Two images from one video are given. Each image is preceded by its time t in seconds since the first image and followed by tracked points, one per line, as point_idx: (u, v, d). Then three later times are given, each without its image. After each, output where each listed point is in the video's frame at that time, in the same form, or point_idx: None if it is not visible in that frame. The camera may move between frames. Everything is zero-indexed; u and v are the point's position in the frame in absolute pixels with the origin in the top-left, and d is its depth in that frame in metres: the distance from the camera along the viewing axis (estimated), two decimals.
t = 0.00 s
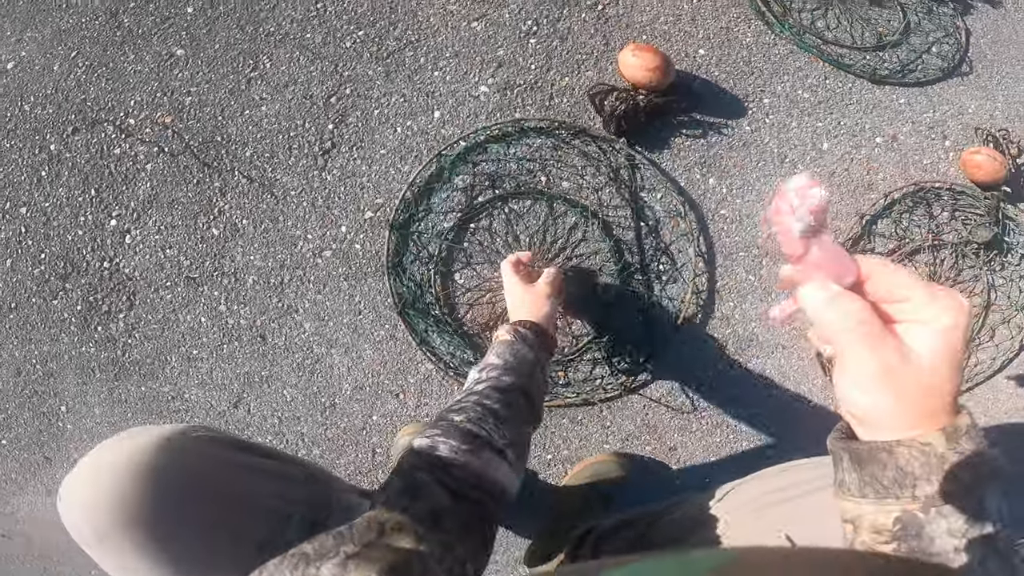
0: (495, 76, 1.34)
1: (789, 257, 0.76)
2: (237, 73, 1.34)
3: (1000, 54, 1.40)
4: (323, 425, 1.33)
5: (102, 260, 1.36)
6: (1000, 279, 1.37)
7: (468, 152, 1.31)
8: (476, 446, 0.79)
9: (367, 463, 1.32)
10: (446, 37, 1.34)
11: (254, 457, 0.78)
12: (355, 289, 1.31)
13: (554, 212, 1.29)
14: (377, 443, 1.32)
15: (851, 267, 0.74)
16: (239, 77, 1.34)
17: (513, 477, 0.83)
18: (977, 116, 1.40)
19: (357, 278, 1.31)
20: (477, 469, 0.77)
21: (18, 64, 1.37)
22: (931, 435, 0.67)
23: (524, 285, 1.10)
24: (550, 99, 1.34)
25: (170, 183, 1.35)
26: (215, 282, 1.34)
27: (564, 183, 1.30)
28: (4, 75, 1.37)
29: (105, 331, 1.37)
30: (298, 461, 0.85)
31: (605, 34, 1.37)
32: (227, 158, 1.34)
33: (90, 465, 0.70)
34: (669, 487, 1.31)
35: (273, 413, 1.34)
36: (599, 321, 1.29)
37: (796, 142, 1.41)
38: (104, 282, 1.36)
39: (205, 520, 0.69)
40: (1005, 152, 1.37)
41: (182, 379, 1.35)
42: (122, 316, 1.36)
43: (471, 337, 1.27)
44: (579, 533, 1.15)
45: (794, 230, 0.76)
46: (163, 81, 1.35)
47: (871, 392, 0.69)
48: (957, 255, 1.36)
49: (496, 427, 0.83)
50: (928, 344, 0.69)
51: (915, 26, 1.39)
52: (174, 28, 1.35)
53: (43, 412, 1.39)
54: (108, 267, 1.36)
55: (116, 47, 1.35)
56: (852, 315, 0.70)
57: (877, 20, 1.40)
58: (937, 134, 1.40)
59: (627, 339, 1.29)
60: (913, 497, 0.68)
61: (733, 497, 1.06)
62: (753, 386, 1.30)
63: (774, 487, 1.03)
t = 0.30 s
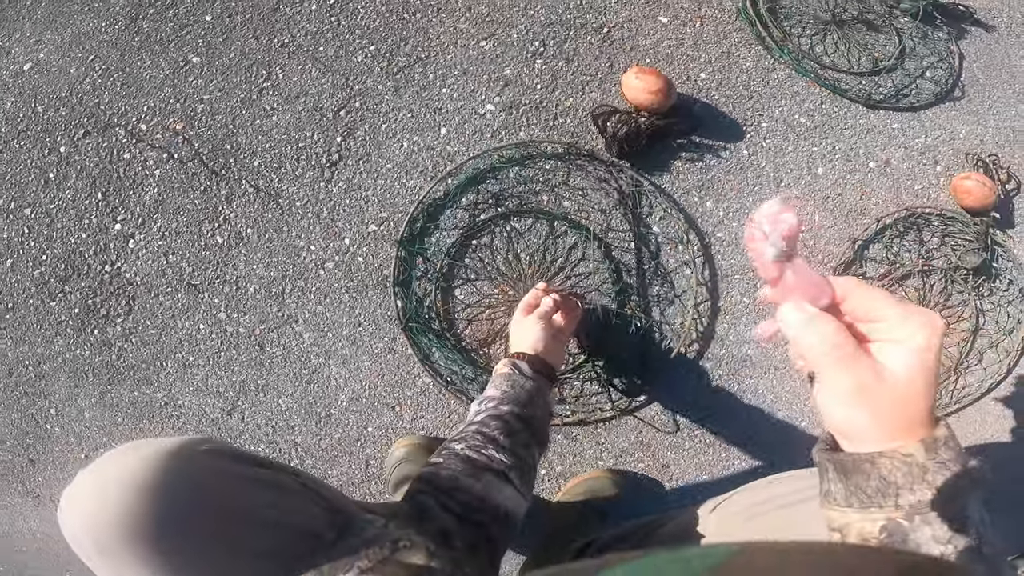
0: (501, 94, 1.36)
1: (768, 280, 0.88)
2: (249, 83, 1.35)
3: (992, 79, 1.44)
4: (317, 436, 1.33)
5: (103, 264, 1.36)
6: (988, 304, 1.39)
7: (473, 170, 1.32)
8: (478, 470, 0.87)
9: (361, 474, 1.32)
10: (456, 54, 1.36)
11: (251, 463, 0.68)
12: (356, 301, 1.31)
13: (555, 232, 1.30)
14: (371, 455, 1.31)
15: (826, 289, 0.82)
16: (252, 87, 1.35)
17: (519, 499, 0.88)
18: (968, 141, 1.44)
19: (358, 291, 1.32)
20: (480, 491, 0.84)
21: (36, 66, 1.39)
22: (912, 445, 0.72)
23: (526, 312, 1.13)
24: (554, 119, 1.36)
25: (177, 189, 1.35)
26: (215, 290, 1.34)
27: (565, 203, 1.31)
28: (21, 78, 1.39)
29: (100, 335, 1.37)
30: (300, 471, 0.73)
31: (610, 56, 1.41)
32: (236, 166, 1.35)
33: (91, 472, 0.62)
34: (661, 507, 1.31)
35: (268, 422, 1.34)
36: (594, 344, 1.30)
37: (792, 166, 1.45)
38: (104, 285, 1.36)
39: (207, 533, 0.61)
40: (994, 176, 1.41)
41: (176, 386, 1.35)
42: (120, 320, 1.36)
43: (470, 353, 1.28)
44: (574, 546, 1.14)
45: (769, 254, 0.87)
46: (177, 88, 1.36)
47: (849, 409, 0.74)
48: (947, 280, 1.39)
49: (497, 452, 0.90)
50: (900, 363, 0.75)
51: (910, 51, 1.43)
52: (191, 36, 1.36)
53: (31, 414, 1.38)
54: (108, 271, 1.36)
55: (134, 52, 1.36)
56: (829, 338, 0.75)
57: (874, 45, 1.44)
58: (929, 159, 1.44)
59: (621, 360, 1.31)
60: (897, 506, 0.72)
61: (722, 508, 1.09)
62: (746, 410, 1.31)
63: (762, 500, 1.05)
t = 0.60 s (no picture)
0: (508, 105, 1.37)
1: (772, 289, 0.88)
2: (259, 83, 1.36)
3: (990, 102, 1.48)
4: (307, 439, 1.33)
5: (100, 258, 1.37)
6: (976, 327, 1.42)
7: (477, 182, 1.33)
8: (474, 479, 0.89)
9: (349, 479, 1.32)
10: (465, 64, 1.37)
11: (246, 467, 0.72)
12: (354, 305, 1.33)
13: (555, 244, 1.31)
14: (361, 460, 1.32)
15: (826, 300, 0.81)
16: (262, 87, 1.36)
17: (517, 510, 0.91)
18: (963, 165, 1.47)
19: (357, 295, 1.33)
20: (480, 501, 0.86)
21: (48, 58, 1.39)
22: (901, 454, 0.73)
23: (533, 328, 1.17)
24: (559, 132, 1.38)
25: (180, 187, 1.36)
26: (212, 289, 1.35)
27: (566, 216, 1.33)
28: (32, 70, 1.39)
29: (92, 330, 1.37)
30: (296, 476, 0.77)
31: (616, 71, 1.43)
32: (241, 166, 1.36)
33: (84, 469, 0.65)
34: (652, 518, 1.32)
35: (257, 424, 1.34)
36: (589, 359, 1.32)
37: (790, 187, 1.47)
38: (99, 280, 1.37)
39: (200, 537, 0.65)
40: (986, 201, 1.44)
41: (165, 384, 1.35)
42: (112, 316, 1.37)
43: (466, 361, 1.27)
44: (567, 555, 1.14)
45: (775, 264, 0.87)
46: (187, 86, 1.37)
47: (843, 416, 0.75)
48: (937, 302, 1.41)
49: (496, 463, 0.93)
50: (893, 374, 0.75)
51: (911, 73, 1.46)
52: (206, 34, 1.37)
53: (13, 408, 1.38)
54: (104, 266, 1.37)
55: (149, 48, 1.38)
56: (826, 347, 0.76)
57: (876, 67, 1.46)
58: (923, 182, 1.47)
59: (615, 375, 1.32)
60: (885, 514, 0.73)
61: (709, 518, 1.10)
62: (731, 428, 1.33)
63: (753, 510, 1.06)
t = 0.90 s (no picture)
0: (513, 116, 1.38)
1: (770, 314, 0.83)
2: (267, 84, 1.36)
3: (988, 124, 1.50)
4: (295, 443, 1.34)
5: (93, 253, 1.37)
6: (964, 350, 1.43)
7: (478, 193, 1.33)
8: (478, 496, 0.92)
9: (337, 483, 1.33)
10: (472, 73, 1.38)
11: (239, 469, 0.67)
12: (350, 311, 1.33)
13: (554, 257, 1.33)
14: (350, 467, 1.33)
15: (825, 326, 0.80)
16: (269, 87, 1.36)
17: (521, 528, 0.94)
18: (958, 189, 1.49)
19: (353, 301, 1.34)
20: (482, 518, 0.89)
21: (59, 51, 1.39)
22: (896, 475, 0.75)
23: (540, 349, 1.21)
24: (563, 145, 1.39)
25: (181, 185, 1.36)
26: (207, 289, 1.36)
27: (566, 229, 1.34)
28: (42, 61, 1.39)
29: (80, 325, 1.37)
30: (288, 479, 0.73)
31: (622, 86, 1.45)
32: (243, 166, 1.36)
33: (70, 467, 0.62)
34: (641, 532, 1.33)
35: (246, 426, 1.35)
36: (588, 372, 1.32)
37: (788, 208, 1.48)
38: (91, 275, 1.37)
39: (193, 543, 0.62)
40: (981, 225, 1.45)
41: (152, 383, 1.36)
42: (102, 311, 1.37)
43: (462, 370, 1.29)
44: (556, 567, 1.16)
45: (775, 290, 0.82)
46: (195, 84, 1.37)
47: (840, 441, 0.76)
48: (926, 326, 1.43)
49: (500, 479, 0.97)
50: (890, 399, 0.76)
51: (912, 95, 1.48)
52: (218, 33, 1.37)
53: None
54: (98, 261, 1.37)
55: (160, 44, 1.38)
56: (824, 375, 0.75)
57: (877, 89, 1.48)
58: (919, 206, 1.48)
59: (612, 389, 1.33)
60: (878, 533, 0.76)
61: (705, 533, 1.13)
62: (722, 447, 1.34)
63: (749, 526, 1.09)
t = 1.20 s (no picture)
0: (528, 134, 1.42)
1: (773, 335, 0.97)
2: (288, 90, 1.41)
3: (981, 155, 1.55)
4: (295, 447, 1.37)
5: (103, 249, 1.40)
6: (948, 376, 1.48)
7: (498, 210, 1.38)
8: (489, 507, 0.97)
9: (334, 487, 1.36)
10: (490, 89, 1.42)
11: (277, 470, 0.72)
12: (359, 318, 1.37)
13: (562, 275, 1.37)
14: (349, 472, 1.36)
15: (819, 346, 0.91)
16: (292, 93, 1.40)
17: (536, 537, 1.00)
18: (949, 220, 1.53)
19: (363, 308, 1.37)
20: (499, 528, 0.94)
21: (86, 46, 1.42)
22: (880, 480, 0.80)
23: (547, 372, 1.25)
24: (574, 165, 1.43)
25: (198, 185, 1.39)
26: (216, 290, 1.39)
27: (575, 247, 1.38)
28: (68, 56, 1.42)
29: (84, 321, 1.39)
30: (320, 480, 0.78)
31: (634, 109, 1.48)
32: (261, 170, 1.39)
33: (119, 468, 0.66)
34: (633, 544, 1.37)
35: (246, 427, 1.38)
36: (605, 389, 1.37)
37: (788, 234, 1.52)
38: (100, 271, 1.39)
39: (235, 542, 0.66)
40: (968, 254, 1.50)
41: (153, 382, 1.38)
42: (109, 308, 1.39)
43: (466, 381, 1.34)
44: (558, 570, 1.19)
45: (776, 312, 0.97)
46: (219, 85, 1.41)
47: (829, 446, 0.82)
48: (913, 352, 1.48)
49: (513, 492, 1.03)
50: (875, 412, 0.83)
51: (911, 125, 1.53)
52: (245, 36, 1.42)
53: None
54: (108, 257, 1.40)
55: (187, 44, 1.41)
56: (815, 386, 0.84)
57: (878, 118, 1.53)
58: (911, 236, 1.53)
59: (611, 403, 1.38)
60: (863, 534, 0.79)
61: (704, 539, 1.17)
62: (716, 462, 1.39)
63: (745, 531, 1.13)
